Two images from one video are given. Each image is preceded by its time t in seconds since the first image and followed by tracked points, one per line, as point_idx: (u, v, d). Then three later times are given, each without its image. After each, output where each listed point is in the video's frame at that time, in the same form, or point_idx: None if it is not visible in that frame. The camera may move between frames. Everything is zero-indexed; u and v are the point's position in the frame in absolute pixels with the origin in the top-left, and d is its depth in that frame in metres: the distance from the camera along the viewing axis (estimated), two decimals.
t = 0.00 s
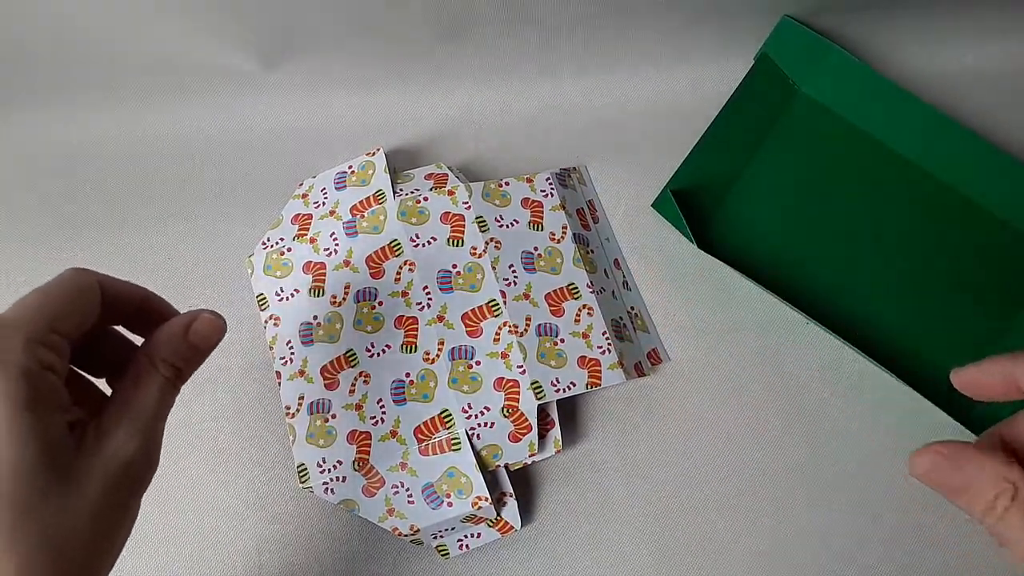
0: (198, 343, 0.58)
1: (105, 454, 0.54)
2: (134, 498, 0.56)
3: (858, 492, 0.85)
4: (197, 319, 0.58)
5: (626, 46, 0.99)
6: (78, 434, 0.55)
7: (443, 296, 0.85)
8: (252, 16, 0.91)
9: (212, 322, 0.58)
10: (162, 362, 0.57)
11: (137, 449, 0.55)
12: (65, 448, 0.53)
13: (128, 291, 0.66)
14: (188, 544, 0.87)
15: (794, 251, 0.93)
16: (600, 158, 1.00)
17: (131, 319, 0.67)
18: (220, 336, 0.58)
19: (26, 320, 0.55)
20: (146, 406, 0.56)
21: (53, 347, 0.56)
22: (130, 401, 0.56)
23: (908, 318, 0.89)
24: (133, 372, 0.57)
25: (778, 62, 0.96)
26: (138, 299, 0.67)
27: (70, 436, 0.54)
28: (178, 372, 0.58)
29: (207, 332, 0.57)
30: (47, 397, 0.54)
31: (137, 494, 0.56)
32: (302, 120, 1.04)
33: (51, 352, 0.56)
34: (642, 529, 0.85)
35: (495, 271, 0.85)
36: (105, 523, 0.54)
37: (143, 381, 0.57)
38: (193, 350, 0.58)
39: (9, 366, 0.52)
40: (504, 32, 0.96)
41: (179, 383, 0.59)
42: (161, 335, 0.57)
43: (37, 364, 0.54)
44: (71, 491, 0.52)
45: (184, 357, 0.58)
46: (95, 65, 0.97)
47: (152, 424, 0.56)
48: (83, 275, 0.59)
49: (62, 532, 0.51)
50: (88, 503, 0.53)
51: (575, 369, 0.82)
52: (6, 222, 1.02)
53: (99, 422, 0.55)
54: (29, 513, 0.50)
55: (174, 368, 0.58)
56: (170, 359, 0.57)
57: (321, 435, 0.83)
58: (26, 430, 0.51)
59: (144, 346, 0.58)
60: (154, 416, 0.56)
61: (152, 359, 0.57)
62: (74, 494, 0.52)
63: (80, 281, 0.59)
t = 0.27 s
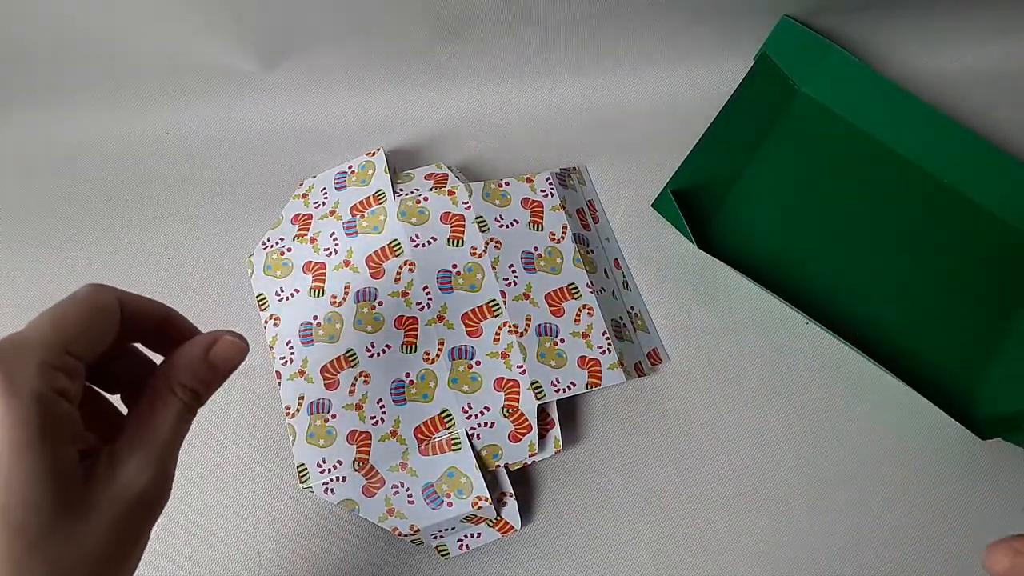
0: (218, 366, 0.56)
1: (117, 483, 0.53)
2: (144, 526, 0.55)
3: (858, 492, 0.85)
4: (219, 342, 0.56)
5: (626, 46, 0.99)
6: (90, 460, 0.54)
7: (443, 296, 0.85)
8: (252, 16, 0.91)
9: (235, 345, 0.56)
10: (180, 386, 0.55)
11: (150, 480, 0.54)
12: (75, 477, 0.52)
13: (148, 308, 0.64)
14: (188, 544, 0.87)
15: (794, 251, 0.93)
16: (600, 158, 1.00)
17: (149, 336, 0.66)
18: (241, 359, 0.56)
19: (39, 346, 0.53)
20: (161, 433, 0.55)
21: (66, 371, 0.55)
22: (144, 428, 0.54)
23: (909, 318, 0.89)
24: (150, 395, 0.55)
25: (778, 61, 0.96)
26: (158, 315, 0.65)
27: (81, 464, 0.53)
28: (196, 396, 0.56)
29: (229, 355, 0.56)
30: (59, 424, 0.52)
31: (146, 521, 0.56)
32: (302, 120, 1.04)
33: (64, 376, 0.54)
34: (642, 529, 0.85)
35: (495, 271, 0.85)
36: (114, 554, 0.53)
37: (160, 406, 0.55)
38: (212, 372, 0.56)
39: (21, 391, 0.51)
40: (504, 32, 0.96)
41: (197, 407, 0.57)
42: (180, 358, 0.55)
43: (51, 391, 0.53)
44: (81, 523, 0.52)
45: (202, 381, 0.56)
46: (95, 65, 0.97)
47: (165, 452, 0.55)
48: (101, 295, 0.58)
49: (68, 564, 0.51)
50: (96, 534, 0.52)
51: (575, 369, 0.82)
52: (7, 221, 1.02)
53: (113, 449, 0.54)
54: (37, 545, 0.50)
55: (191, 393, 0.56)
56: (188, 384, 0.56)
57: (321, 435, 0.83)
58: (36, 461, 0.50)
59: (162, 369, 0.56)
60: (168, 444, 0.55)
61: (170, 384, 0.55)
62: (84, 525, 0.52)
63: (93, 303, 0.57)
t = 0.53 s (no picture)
0: (205, 370, 0.54)
1: (98, 495, 0.50)
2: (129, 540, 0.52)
3: (857, 492, 0.86)
4: (206, 344, 0.54)
5: (625, 46, 1.00)
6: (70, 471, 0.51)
7: (444, 296, 0.86)
8: (253, 17, 0.91)
9: (222, 347, 0.54)
10: (164, 392, 0.53)
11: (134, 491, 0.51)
12: (54, 490, 0.50)
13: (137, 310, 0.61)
14: (189, 543, 0.87)
15: (793, 251, 0.93)
16: (599, 159, 1.01)
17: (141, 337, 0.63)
18: (230, 361, 0.54)
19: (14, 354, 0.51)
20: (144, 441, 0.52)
21: (44, 382, 0.53)
22: (126, 438, 0.52)
23: (907, 318, 0.89)
24: (133, 401, 0.53)
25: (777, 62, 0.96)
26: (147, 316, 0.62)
27: (61, 476, 0.51)
28: (182, 402, 0.54)
29: (217, 357, 0.54)
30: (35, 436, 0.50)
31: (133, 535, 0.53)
32: (302, 121, 1.04)
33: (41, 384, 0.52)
34: (641, 529, 0.85)
35: (495, 271, 0.85)
36: (97, 568, 0.51)
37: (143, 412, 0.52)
38: (199, 377, 0.54)
39: None
40: (504, 33, 0.96)
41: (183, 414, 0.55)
42: (163, 363, 0.53)
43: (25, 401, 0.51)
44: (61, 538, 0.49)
45: (188, 386, 0.54)
46: (96, 66, 0.97)
47: (150, 461, 0.52)
48: (82, 294, 0.55)
49: None
50: (77, 549, 0.50)
51: (575, 368, 0.83)
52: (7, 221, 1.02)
53: (94, 460, 0.51)
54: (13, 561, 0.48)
55: (176, 398, 0.53)
56: (172, 389, 0.53)
57: (321, 434, 0.83)
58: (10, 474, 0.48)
59: (145, 374, 0.54)
60: (152, 454, 0.52)
61: (152, 389, 0.52)
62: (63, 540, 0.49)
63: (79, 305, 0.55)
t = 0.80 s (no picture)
0: (194, 380, 0.53)
1: (83, 514, 0.49)
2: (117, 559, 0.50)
3: (859, 493, 0.85)
4: (195, 353, 0.52)
5: (625, 46, 0.99)
6: (54, 492, 0.50)
7: (444, 296, 0.85)
8: (253, 17, 0.91)
9: (213, 354, 0.52)
10: (153, 404, 0.52)
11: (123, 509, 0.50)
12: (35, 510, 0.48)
13: (121, 318, 0.60)
14: (188, 544, 0.86)
15: (794, 251, 0.93)
16: (599, 158, 1.00)
17: (128, 351, 0.62)
18: (221, 370, 0.53)
19: None
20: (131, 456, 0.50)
21: (23, 401, 0.51)
22: (112, 452, 0.50)
23: (909, 318, 0.89)
24: (119, 416, 0.51)
25: (777, 62, 0.96)
26: (134, 328, 0.61)
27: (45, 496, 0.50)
28: (171, 414, 0.53)
29: (206, 365, 0.52)
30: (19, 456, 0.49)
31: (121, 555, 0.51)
32: (302, 120, 1.04)
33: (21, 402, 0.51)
34: (642, 529, 0.85)
35: (495, 271, 0.85)
36: None
37: (130, 426, 0.51)
38: (189, 387, 0.53)
39: None
40: (504, 33, 0.96)
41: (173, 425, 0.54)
42: (151, 375, 0.52)
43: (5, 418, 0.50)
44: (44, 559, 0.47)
45: (177, 397, 0.53)
46: (96, 66, 0.97)
47: (138, 477, 0.50)
48: (63, 306, 0.55)
49: None
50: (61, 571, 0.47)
51: (575, 369, 0.82)
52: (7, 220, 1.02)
53: (78, 478, 0.50)
54: None
55: (164, 410, 0.52)
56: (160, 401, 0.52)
57: (320, 434, 0.83)
58: None
59: (130, 387, 0.52)
60: (142, 469, 0.51)
61: (139, 401, 0.51)
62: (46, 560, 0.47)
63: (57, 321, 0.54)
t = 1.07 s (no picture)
0: (160, 401, 0.49)
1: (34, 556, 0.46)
2: None
3: (859, 493, 0.85)
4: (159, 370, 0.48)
5: (625, 46, 0.99)
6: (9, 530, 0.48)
7: (444, 296, 0.85)
8: (254, 17, 0.91)
9: (179, 372, 0.48)
10: (112, 428, 0.48)
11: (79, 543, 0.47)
12: None
13: (73, 332, 0.56)
14: (188, 544, 0.86)
15: (794, 251, 0.93)
16: (599, 158, 1.00)
17: (89, 368, 0.59)
18: (188, 388, 0.49)
19: None
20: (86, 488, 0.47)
21: None
22: (67, 486, 0.47)
23: (909, 318, 0.89)
24: (76, 442, 0.48)
25: (777, 62, 0.96)
26: (89, 342, 0.58)
27: None
28: (133, 437, 0.49)
29: (171, 386, 0.48)
30: None
31: None
32: (302, 120, 1.03)
33: None
34: (642, 529, 0.85)
35: (495, 271, 0.85)
36: None
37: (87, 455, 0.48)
38: (154, 408, 0.49)
39: None
40: (504, 33, 0.96)
41: (140, 441, 0.50)
42: (108, 398, 0.48)
43: None
44: None
45: (140, 419, 0.49)
46: (96, 65, 0.97)
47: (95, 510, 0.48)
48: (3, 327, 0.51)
49: None
50: None
51: (575, 369, 0.82)
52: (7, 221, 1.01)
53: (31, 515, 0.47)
54: None
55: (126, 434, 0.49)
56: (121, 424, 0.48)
57: (320, 434, 0.83)
58: None
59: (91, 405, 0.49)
60: (99, 500, 0.48)
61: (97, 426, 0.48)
62: None
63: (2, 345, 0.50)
